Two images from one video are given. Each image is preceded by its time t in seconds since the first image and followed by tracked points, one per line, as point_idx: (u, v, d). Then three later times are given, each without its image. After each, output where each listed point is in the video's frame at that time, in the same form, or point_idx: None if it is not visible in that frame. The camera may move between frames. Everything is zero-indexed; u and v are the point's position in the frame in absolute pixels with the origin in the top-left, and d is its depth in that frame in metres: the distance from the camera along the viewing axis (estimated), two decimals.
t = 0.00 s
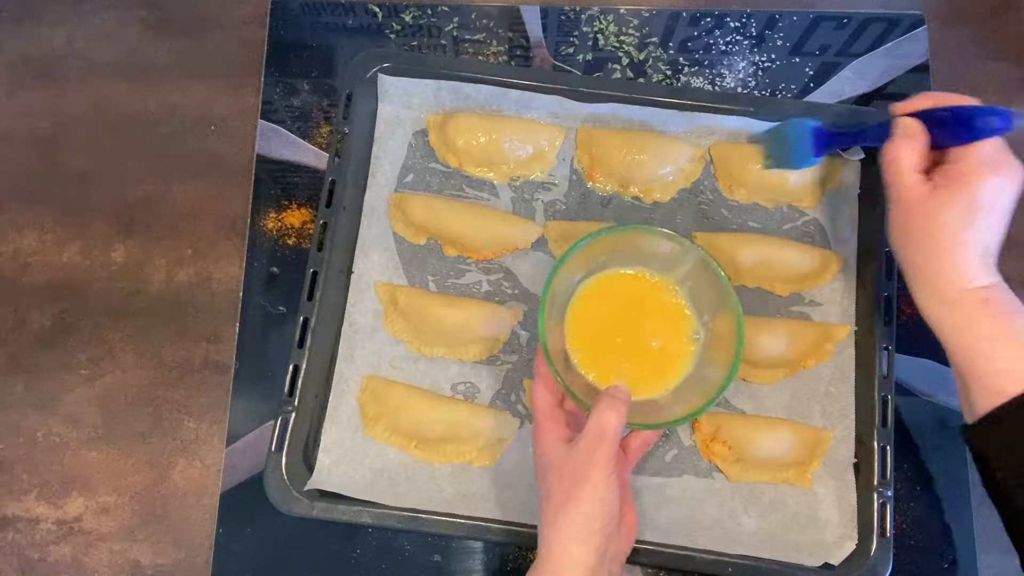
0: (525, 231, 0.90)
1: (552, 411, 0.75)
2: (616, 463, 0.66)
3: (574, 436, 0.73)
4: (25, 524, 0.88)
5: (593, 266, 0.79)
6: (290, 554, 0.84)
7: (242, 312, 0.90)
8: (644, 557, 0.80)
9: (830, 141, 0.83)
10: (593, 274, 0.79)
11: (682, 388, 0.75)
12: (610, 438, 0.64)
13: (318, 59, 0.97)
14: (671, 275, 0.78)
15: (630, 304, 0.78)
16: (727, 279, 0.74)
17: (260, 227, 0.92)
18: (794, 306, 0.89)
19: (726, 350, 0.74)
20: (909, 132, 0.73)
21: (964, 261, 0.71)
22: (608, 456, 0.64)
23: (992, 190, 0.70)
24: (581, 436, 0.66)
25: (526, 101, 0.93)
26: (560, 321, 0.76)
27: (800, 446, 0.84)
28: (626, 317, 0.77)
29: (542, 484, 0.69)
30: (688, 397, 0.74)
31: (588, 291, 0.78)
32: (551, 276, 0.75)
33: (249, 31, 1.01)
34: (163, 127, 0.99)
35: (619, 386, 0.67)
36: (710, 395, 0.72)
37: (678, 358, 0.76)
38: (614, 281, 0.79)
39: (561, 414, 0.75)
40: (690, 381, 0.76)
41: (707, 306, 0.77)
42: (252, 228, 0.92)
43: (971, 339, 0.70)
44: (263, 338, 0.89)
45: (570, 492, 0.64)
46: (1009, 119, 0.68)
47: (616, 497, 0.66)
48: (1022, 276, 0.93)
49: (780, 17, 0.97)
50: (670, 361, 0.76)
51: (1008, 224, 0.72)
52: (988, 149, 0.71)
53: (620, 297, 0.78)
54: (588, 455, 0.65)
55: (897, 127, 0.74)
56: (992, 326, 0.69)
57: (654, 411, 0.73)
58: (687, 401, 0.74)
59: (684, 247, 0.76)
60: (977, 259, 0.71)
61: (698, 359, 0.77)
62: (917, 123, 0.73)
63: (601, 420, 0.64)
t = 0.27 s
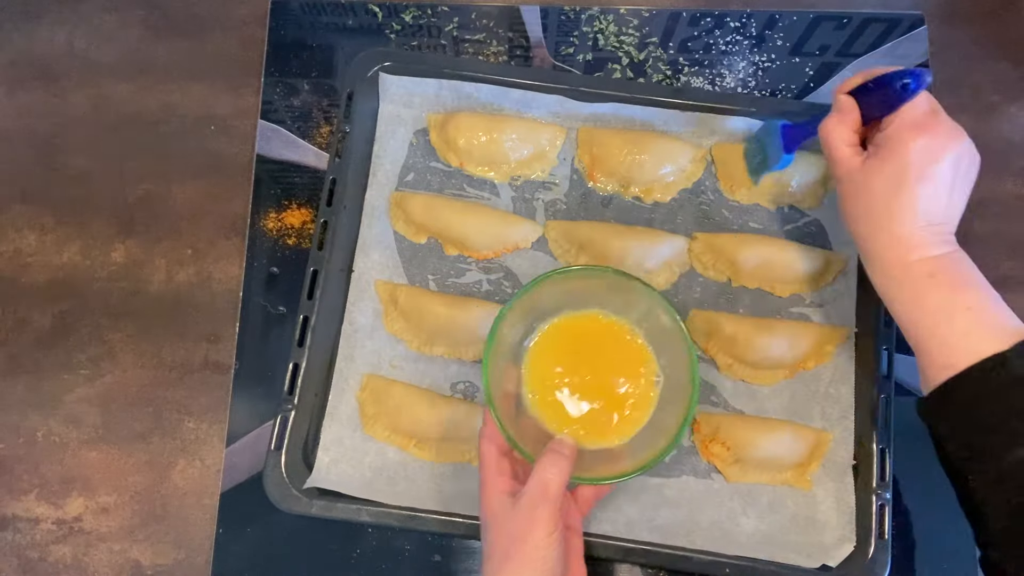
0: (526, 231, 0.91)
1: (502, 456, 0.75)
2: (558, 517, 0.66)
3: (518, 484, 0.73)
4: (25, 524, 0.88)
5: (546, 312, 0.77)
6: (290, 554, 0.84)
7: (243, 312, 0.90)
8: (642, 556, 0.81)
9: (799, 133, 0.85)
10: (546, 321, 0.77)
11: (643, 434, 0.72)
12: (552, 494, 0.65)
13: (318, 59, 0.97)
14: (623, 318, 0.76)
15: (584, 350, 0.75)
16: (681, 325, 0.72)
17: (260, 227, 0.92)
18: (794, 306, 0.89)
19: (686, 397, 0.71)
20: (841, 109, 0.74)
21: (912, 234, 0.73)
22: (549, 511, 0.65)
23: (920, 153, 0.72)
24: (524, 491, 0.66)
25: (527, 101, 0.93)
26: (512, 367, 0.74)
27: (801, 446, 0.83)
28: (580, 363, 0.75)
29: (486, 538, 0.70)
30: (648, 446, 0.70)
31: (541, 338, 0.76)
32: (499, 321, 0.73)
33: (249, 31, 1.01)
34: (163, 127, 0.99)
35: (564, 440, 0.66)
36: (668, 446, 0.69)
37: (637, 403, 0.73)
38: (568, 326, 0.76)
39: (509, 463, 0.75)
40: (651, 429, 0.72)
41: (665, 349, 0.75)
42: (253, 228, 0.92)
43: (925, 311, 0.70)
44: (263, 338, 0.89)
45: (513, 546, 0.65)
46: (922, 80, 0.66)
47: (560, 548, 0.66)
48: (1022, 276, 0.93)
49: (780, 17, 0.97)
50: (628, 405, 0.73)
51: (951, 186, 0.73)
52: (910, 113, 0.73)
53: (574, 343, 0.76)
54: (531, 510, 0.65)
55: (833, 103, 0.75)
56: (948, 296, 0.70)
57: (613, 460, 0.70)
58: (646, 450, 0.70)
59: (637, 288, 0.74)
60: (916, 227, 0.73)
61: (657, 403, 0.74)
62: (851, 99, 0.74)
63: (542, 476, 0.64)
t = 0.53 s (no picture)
0: (526, 231, 0.91)
1: (459, 479, 0.75)
2: (510, 539, 0.67)
3: (472, 505, 0.74)
4: (25, 524, 0.88)
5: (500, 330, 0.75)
6: (290, 554, 0.84)
7: (243, 311, 0.90)
8: (641, 557, 0.81)
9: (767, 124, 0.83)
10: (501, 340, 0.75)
11: (599, 453, 0.70)
12: (505, 517, 0.65)
13: (318, 59, 0.97)
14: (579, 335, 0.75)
15: (539, 368, 0.73)
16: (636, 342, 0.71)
17: (260, 226, 0.92)
18: (794, 307, 0.89)
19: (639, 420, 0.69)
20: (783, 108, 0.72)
21: (856, 222, 0.68)
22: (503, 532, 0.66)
23: (851, 145, 0.68)
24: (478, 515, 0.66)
25: (528, 100, 0.93)
26: (466, 390, 0.72)
27: (800, 447, 0.83)
28: (535, 382, 0.73)
29: (442, 559, 0.71)
30: (598, 470, 0.68)
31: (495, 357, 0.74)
32: (473, 318, 0.72)
33: (249, 31, 1.01)
34: (163, 127, 0.99)
35: (517, 461, 0.65)
36: (618, 471, 0.67)
37: (593, 422, 0.71)
38: (523, 345, 0.75)
39: (466, 485, 0.75)
40: (606, 447, 0.70)
41: (622, 365, 0.73)
42: (252, 228, 0.92)
43: (874, 304, 0.66)
44: (263, 338, 0.89)
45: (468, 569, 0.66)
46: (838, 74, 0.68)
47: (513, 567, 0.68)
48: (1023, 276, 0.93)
49: (780, 17, 0.97)
50: (584, 424, 0.71)
51: (892, 175, 0.68)
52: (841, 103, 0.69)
53: (527, 362, 0.74)
54: (485, 532, 0.66)
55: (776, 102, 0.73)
56: (893, 286, 0.65)
57: (569, 482, 0.68)
58: (597, 473, 0.68)
59: (592, 308, 0.73)
60: (870, 214, 0.68)
61: (613, 421, 0.72)
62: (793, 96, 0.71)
63: (494, 500, 0.64)
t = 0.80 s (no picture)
0: (527, 230, 0.91)
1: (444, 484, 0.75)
2: (496, 543, 0.68)
3: (457, 509, 0.74)
4: (25, 524, 0.88)
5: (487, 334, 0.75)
6: (290, 554, 0.84)
7: (243, 311, 0.90)
8: (639, 557, 0.81)
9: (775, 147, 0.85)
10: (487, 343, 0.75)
11: (584, 458, 0.70)
12: (489, 524, 0.65)
13: (318, 59, 0.97)
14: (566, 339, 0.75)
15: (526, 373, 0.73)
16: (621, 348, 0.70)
17: (260, 226, 0.92)
18: (794, 309, 0.89)
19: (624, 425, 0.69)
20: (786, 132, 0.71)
21: (861, 244, 0.66)
22: (488, 538, 0.66)
23: (855, 168, 0.66)
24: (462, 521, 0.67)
25: (529, 100, 0.93)
26: (451, 393, 0.72)
27: (799, 448, 0.83)
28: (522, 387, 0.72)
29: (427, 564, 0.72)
30: (583, 475, 0.68)
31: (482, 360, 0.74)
32: (462, 319, 0.72)
33: (249, 31, 1.01)
34: (163, 127, 0.99)
35: (501, 467, 0.66)
36: (602, 478, 0.67)
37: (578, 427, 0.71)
38: (510, 350, 0.74)
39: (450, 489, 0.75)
40: (590, 452, 0.70)
41: (607, 370, 0.73)
42: (253, 228, 0.92)
43: (877, 328, 0.64)
44: (263, 338, 0.89)
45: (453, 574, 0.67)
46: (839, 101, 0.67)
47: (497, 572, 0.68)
48: None
49: (780, 17, 0.97)
50: (568, 430, 0.71)
51: (897, 197, 0.66)
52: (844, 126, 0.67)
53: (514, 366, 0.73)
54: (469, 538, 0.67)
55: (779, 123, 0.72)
56: (897, 309, 0.63)
57: (554, 486, 0.68)
58: (580, 479, 0.68)
59: (578, 314, 0.73)
60: (875, 237, 0.66)
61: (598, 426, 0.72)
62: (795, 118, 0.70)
63: (479, 507, 0.65)
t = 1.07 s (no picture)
0: (527, 229, 0.91)
1: (455, 487, 0.76)
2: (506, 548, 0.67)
3: (468, 512, 0.74)
4: (25, 524, 0.88)
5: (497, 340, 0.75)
6: (290, 554, 0.84)
7: (243, 310, 0.90)
8: (636, 557, 0.81)
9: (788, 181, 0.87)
10: (498, 349, 0.75)
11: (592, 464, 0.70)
12: (501, 527, 0.64)
13: (318, 59, 0.97)
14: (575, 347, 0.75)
15: (534, 380, 0.73)
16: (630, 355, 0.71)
17: (260, 226, 0.92)
18: (794, 311, 0.89)
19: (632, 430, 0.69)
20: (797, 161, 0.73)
21: (880, 265, 0.65)
22: (500, 541, 0.65)
23: (874, 196, 0.65)
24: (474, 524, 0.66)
25: (531, 99, 0.93)
26: (463, 396, 0.73)
27: (797, 449, 0.83)
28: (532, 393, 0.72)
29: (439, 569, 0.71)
30: (592, 479, 0.68)
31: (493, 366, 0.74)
32: (476, 323, 0.73)
33: (249, 32, 1.01)
34: (163, 127, 0.99)
35: (512, 471, 0.65)
36: (610, 482, 0.67)
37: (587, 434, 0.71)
38: (520, 356, 0.75)
39: (462, 493, 0.76)
40: (599, 458, 0.70)
41: (616, 377, 0.73)
42: (252, 228, 0.92)
43: (902, 351, 0.61)
44: (263, 338, 0.89)
45: None
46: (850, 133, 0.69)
47: None
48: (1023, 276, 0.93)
49: (780, 17, 0.97)
50: (578, 437, 0.71)
51: (915, 222, 0.65)
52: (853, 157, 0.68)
53: (522, 375, 0.73)
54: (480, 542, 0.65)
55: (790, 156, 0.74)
56: (921, 333, 0.60)
57: (561, 491, 0.68)
58: (588, 484, 0.68)
59: (586, 320, 0.73)
60: (897, 259, 0.64)
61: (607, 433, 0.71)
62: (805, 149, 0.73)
63: (491, 510, 0.64)
